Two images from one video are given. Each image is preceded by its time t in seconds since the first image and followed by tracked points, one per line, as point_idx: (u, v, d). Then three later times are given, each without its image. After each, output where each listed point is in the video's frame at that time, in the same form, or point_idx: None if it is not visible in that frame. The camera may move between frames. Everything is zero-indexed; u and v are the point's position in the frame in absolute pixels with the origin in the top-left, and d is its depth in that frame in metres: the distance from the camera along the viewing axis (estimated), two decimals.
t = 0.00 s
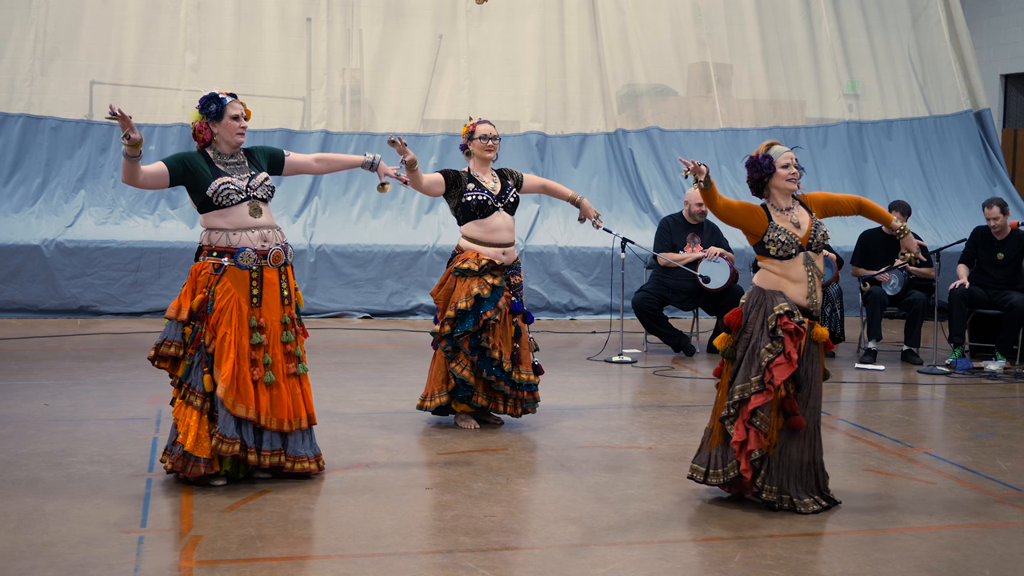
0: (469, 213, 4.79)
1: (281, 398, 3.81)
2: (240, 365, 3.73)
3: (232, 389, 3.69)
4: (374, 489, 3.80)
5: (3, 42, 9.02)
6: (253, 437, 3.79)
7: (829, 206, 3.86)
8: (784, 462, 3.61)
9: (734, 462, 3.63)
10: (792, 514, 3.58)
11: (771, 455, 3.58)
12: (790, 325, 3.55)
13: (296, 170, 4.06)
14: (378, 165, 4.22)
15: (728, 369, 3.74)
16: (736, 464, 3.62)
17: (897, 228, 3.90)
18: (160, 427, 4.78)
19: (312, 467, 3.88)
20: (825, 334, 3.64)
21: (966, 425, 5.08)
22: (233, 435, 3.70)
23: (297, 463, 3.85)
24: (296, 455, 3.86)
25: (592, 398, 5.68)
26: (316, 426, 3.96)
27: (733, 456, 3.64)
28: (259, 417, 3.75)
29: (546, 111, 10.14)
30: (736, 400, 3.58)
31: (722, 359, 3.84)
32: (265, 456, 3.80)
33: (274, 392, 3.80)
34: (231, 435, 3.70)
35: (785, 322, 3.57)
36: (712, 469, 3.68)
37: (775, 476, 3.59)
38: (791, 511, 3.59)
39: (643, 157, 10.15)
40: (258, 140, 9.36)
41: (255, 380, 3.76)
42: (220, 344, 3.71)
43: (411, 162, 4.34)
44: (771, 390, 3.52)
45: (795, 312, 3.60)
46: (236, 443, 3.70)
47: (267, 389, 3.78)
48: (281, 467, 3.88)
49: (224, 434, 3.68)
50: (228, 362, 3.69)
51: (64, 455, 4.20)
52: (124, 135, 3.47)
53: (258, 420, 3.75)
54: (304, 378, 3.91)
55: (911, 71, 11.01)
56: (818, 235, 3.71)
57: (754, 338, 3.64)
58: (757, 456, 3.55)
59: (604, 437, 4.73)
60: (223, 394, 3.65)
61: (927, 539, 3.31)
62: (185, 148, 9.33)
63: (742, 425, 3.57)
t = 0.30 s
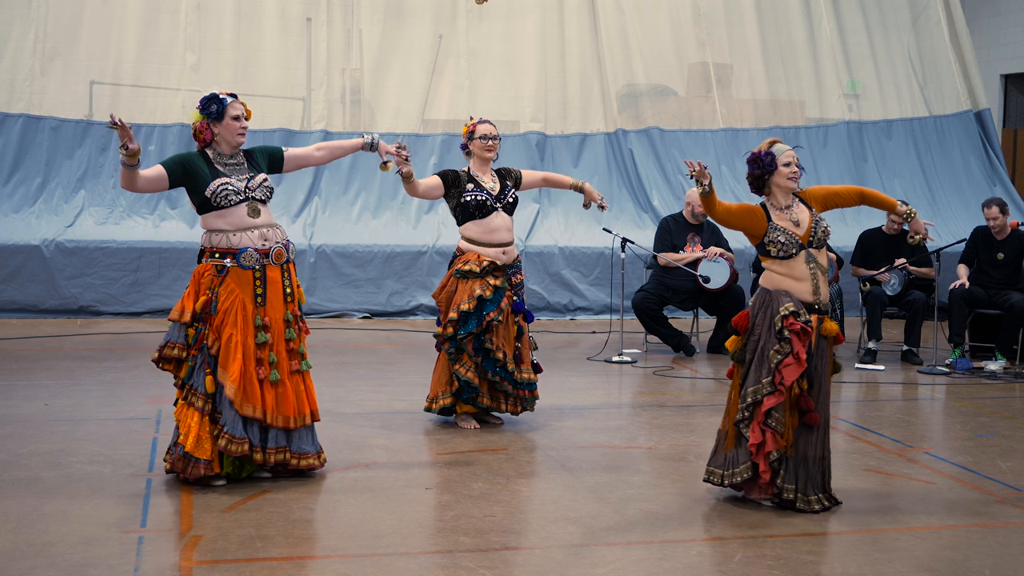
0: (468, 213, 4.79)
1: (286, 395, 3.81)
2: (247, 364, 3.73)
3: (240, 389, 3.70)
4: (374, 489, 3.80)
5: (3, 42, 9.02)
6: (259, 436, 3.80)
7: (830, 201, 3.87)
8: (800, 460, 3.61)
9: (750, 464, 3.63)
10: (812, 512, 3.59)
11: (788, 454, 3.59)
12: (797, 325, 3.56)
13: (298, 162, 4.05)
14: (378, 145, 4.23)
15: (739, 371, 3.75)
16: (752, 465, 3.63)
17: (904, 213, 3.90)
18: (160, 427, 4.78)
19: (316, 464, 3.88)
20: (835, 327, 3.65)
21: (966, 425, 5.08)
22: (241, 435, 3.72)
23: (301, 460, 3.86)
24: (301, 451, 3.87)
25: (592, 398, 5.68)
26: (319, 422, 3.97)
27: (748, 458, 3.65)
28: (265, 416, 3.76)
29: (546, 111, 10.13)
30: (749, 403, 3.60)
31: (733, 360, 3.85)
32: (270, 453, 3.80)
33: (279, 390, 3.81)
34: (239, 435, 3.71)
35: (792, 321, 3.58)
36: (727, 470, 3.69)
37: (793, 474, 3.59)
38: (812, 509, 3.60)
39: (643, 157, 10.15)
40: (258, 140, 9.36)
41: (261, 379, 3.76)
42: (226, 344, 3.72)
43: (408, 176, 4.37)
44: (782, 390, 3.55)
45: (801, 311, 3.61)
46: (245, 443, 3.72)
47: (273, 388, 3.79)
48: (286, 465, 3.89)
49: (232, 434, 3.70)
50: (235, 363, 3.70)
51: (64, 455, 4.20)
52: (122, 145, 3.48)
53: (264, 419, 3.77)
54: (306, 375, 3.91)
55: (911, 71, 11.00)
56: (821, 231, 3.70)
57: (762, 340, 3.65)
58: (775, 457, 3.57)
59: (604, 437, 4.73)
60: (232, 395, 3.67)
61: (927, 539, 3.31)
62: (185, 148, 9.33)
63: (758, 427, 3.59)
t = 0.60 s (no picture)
0: (466, 212, 4.79)
1: (290, 394, 3.81)
2: (252, 364, 3.74)
3: (246, 389, 3.70)
4: (374, 489, 3.80)
5: (3, 42, 9.02)
6: (264, 435, 3.81)
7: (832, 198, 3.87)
8: (808, 461, 3.61)
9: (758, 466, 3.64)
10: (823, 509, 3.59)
11: (796, 456, 3.60)
12: (799, 328, 3.56)
13: (297, 154, 4.03)
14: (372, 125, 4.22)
15: (745, 375, 3.76)
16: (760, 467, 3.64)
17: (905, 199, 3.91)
18: (160, 427, 4.77)
19: (318, 461, 3.87)
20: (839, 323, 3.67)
21: (966, 425, 5.08)
22: (248, 435, 3.73)
23: (304, 457, 3.86)
24: (304, 449, 3.87)
25: (592, 398, 5.68)
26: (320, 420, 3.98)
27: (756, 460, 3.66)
28: (270, 415, 3.76)
29: (546, 110, 10.13)
30: (755, 406, 3.61)
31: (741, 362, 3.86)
32: (274, 452, 3.81)
33: (283, 388, 3.80)
34: (246, 436, 3.73)
35: (794, 325, 3.58)
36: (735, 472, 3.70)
37: (802, 475, 3.60)
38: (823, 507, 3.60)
39: (643, 157, 10.14)
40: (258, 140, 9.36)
41: (266, 378, 3.76)
42: (230, 345, 3.72)
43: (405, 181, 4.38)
44: (787, 394, 3.55)
45: (804, 314, 3.61)
46: (251, 443, 3.73)
47: (277, 386, 3.79)
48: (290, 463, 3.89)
49: (238, 434, 3.71)
50: (240, 363, 3.70)
51: (63, 455, 4.20)
52: (120, 154, 3.49)
53: (270, 418, 3.77)
54: (308, 373, 3.91)
55: (911, 71, 11.00)
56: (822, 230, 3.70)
57: (767, 344, 3.66)
58: (783, 460, 3.57)
59: (604, 437, 4.73)
60: (239, 395, 3.67)
61: (927, 539, 3.31)
62: (185, 148, 9.34)
63: (764, 431, 3.60)
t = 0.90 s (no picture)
0: (465, 212, 4.79)
1: (291, 393, 3.82)
2: (252, 364, 3.74)
3: (247, 390, 3.70)
4: (374, 489, 3.80)
5: (3, 42, 9.03)
6: (266, 435, 3.81)
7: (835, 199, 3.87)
8: (811, 464, 3.62)
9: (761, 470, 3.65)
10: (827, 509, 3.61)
11: (799, 460, 3.61)
12: (803, 333, 3.58)
13: (297, 150, 4.02)
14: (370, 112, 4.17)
15: (749, 379, 3.77)
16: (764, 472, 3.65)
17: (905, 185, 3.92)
18: (160, 427, 4.77)
19: (318, 460, 3.88)
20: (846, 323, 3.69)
21: (966, 425, 5.08)
22: (249, 435, 3.73)
23: (304, 457, 3.86)
24: (304, 449, 3.87)
25: (592, 398, 5.68)
26: (321, 419, 3.97)
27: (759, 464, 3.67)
28: (272, 415, 3.76)
29: (546, 111, 10.13)
30: (758, 411, 3.63)
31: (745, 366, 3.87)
32: (275, 452, 3.81)
33: (284, 388, 3.81)
34: (246, 437, 3.73)
35: (798, 330, 3.59)
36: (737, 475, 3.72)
37: (805, 479, 3.61)
38: (826, 509, 3.62)
39: (643, 157, 10.14)
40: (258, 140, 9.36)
41: (267, 378, 3.76)
42: (230, 346, 3.71)
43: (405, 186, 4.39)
44: (791, 400, 3.56)
45: (807, 319, 3.62)
46: (252, 443, 3.73)
47: (278, 386, 3.79)
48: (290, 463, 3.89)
49: (239, 435, 3.71)
50: (240, 364, 3.70)
51: (63, 455, 4.20)
52: (118, 162, 3.46)
53: (271, 418, 3.77)
54: (308, 373, 3.92)
55: (911, 71, 11.00)
56: (823, 229, 3.70)
57: (770, 349, 3.67)
58: (785, 465, 3.59)
59: (604, 437, 4.73)
60: (239, 396, 3.67)
61: (928, 539, 3.31)
62: (185, 148, 9.34)
63: (767, 435, 3.61)
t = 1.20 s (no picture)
0: (465, 213, 4.78)
1: (293, 394, 3.82)
2: (253, 366, 3.74)
3: (247, 391, 3.70)
4: (374, 489, 3.80)
5: (3, 42, 9.03)
6: (267, 436, 3.80)
7: (836, 201, 3.87)
8: (820, 471, 3.62)
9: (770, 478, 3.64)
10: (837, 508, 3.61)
11: (808, 467, 3.61)
12: (809, 341, 3.57)
13: (297, 148, 4.01)
14: (367, 101, 4.15)
15: (754, 387, 3.76)
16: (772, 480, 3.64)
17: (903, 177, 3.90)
18: (160, 427, 4.77)
19: (319, 460, 3.87)
20: (848, 322, 3.73)
21: (966, 425, 5.08)
22: (250, 438, 3.73)
23: (305, 457, 3.86)
24: (304, 449, 3.86)
25: (591, 398, 5.68)
26: (322, 419, 3.97)
27: (766, 472, 3.66)
28: (272, 417, 3.76)
29: (546, 111, 10.13)
30: (766, 420, 3.61)
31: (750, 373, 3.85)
32: (275, 453, 3.80)
33: (285, 389, 3.80)
34: (247, 438, 3.72)
35: (803, 338, 3.58)
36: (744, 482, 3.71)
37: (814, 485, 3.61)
38: (834, 509, 3.62)
39: (643, 157, 10.14)
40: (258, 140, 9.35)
41: (267, 380, 3.76)
42: (230, 348, 3.72)
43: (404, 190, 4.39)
44: (798, 407, 3.55)
45: (812, 326, 3.61)
46: (253, 446, 3.73)
47: (279, 388, 3.79)
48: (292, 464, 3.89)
49: (239, 437, 3.71)
50: (239, 366, 3.70)
51: (63, 455, 4.19)
52: (114, 170, 3.44)
53: (273, 420, 3.77)
54: (309, 373, 3.91)
55: (911, 71, 11.00)
56: (824, 231, 3.70)
57: (776, 357, 3.66)
58: (795, 471, 3.58)
59: (604, 437, 4.73)
60: (239, 397, 3.67)
61: (928, 539, 3.31)
62: (185, 148, 9.33)
63: (776, 443, 3.60)
